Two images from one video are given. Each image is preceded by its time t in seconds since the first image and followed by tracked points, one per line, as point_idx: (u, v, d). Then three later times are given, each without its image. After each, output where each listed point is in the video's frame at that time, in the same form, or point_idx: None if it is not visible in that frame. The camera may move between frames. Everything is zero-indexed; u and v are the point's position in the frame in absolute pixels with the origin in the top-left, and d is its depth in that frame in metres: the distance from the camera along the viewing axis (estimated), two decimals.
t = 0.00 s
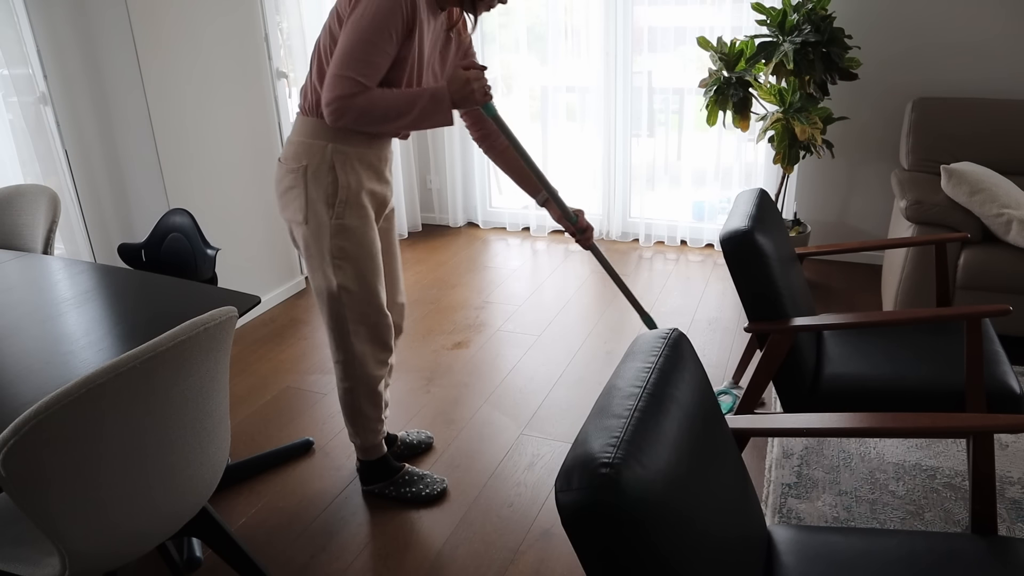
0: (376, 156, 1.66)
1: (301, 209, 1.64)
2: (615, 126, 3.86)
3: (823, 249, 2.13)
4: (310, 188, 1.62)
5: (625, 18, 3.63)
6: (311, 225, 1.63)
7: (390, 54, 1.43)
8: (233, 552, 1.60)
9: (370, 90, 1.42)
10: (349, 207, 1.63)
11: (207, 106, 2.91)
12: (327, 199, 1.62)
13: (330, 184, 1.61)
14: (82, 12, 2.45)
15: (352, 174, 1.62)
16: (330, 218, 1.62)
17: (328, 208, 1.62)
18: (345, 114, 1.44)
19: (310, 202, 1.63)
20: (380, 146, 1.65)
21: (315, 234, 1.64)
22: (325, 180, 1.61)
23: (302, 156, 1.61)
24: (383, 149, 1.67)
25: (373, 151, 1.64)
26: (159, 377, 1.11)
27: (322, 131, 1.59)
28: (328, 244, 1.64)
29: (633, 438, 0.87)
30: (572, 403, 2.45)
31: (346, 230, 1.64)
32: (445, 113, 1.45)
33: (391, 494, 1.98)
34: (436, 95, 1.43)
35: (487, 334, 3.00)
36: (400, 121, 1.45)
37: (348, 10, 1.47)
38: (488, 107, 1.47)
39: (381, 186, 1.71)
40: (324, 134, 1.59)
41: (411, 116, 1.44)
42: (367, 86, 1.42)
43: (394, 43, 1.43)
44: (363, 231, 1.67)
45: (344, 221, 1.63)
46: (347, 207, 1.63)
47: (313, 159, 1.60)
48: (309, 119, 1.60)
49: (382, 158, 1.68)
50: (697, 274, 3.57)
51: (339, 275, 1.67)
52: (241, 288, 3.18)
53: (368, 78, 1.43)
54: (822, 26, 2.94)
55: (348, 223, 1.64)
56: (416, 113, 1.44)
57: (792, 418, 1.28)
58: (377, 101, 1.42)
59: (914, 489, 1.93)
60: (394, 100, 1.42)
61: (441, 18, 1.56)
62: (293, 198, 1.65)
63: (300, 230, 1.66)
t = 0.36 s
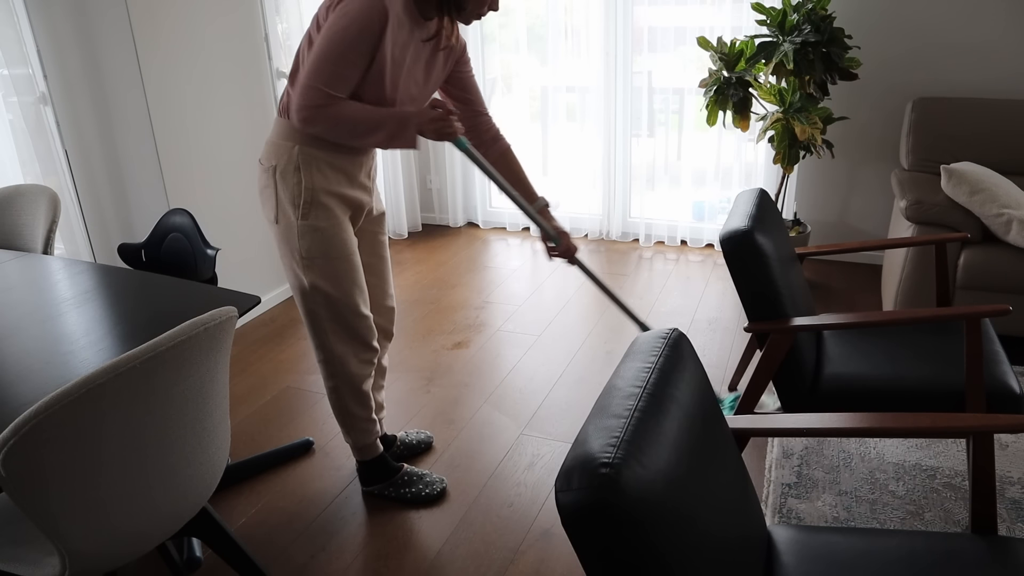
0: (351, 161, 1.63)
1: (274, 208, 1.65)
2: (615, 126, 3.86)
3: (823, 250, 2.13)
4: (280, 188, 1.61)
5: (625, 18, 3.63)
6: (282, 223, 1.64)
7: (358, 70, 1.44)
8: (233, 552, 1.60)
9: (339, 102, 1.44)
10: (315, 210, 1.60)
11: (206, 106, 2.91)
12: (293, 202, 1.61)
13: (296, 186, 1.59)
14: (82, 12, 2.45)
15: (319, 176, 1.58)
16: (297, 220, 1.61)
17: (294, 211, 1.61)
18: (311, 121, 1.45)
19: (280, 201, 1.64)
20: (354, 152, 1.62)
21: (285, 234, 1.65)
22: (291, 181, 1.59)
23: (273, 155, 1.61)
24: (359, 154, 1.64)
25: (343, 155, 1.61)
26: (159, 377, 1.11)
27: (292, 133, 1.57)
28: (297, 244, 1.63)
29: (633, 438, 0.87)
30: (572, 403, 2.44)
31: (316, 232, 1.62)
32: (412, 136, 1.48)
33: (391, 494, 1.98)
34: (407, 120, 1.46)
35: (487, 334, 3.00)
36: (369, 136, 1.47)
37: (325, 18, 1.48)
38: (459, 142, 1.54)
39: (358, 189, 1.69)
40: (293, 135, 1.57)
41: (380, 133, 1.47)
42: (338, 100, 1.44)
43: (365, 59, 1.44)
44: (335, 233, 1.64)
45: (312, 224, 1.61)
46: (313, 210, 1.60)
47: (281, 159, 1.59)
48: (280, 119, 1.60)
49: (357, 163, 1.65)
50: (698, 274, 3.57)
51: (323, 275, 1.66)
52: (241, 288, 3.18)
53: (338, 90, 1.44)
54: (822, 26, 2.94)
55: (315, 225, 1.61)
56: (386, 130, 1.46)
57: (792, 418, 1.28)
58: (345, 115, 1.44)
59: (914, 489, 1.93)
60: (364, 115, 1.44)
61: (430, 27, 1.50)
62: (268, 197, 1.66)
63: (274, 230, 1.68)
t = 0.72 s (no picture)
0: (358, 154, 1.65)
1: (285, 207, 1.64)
2: (615, 126, 3.86)
3: (823, 250, 2.13)
4: (291, 185, 1.62)
5: (625, 19, 3.63)
6: (293, 221, 1.64)
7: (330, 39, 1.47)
8: (233, 552, 1.60)
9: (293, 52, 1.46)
10: (330, 203, 1.62)
11: (206, 106, 2.91)
12: (305, 197, 1.61)
13: (308, 181, 1.60)
14: (82, 12, 2.45)
15: (331, 169, 1.60)
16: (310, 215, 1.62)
17: (307, 206, 1.62)
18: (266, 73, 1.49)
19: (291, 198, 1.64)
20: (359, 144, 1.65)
21: (299, 231, 1.64)
22: (304, 177, 1.60)
23: (281, 155, 1.61)
24: (365, 146, 1.66)
25: (352, 148, 1.63)
26: (159, 377, 1.10)
27: (301, 129, 1.58)
28: (313, 239, 1.64)
29: (633, 438, 0.87)
30: (572, 403, 2.44)
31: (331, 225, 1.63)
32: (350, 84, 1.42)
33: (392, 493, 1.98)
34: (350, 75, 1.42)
35: (487, 334, 3.00)
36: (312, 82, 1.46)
37: None
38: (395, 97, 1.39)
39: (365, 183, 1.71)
40: (302, 132, 1.58)
41: (319, 80, 1.45)
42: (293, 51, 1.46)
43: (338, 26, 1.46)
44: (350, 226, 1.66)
45: (326, 217, 1.62)
46: (327, 203, 1.62)
47: (291, 156, 1.60)
48: (287, 119, 1.61)
49: (363, 156, 1.66)
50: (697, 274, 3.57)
51: (322, 276, 1.66)
52: (241, 288, 3.18)
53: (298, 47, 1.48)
54: (822, 26, 2.94)
55: (331, 218, 1.63)
56: (324, 77, 1.44)
57: (792, 418, 1.28)
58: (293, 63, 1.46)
59: (914, 489, 1.93)
60: (306, 61, 1.45)
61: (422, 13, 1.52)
62: (277, 196, 1.65)
63: (286, 227, 1.66)
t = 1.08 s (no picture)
0: (365, 148, 1.64)
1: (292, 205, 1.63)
2: (615, 126, 3.86)
3: (823, 250, 2.13)
4: (299, 179, 1.61)
5: (625, 19, 3.63)
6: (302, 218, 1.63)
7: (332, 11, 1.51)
8: (233, 552, 1.60)
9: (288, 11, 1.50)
10: (337, 197, 1.61)
11: (206, 106, 2.91)
12: (314, 191, 1.61)
13: (317, 174, 1.60)
14: (83, 12, 2.45)
15: (338, 162, 1.60)
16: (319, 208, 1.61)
17: (316, 199, 1.61)
18: (261, 34, 1.52)
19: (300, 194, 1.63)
20: (366, 138, 1.64)
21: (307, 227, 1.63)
22: (311, 170, 1.60)
23: (290, 148, 1.61)
24: (372, 143, 1.65)
25: (361, 140, 1.63)
26: (158, 377, 1.10)
27: (309, 121, 1.59)
28: (320, 233, 1.63)
29: (633, 438, 0.87)
30: (572, 403, 2.44)
31: (338, 220, 1.62)
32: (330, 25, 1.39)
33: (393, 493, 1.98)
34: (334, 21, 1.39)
35: (487, 334, 3.00)
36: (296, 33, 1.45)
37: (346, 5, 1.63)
38: (374, 41, 1.35)
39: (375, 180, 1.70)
40: (310, 125, 1.59)
41: (302, 28, 1.44)
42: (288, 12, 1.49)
43: None
44: (357, 221, 1.65)
45: (334, 210, 1.62)
46: (334, 197, 1.61)
47: (299, 149, 1.60)
48: (297, 114, 1.62)
49: (372, 150, 1.65)
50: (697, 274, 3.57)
51: (325, 275, 1.66)
52: (242, 288, 3.18)
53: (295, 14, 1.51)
54: (822, 26, 2.94)
55: (338, 213, 1.62)
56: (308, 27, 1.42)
57: (792, 418, 1.28)
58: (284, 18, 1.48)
59: (914, 489, 1.93)
60: (296, 14, 1.46)
61: (425, 3, 1.55)
62: (284, 192, 1.64)
63: (292, 222, 1.66)
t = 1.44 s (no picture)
0: (364, 149, 1.63)
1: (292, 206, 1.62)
2: (615, 126, 3.86)
3: (823, 250, 2.13)
4: (297, 180, 1.61)
5: (625, 19, 3.64)
6: (301, 218, 1.63)
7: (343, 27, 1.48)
8: (233, 552, 1.60)
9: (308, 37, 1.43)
10: (336, 198, 1.60)
11: (206, 106, 2.91)
12: (312, 191, 1.60)
13: (315, 175, 1.59)
14: (82, 12, 2.45)
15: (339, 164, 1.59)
16: (317, 208, 1.60)
17: (314, 200, 1.60)
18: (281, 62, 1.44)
19: (299, 194, 1.63)
20: (366, 138, 1.63)
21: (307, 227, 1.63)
22: (310, 172, 1.59)
23: (289, 149, 1.60)
24: (372, 145, 1.65)
25: (360, 143, 1.62)
26: (158, 377, 1.10)
27: (307, 122, 1.58)
28: (320, 236, 1.62)
29: (633, 438, 0.87)
30: (572, 403, 2.44)
31: (339, 219, 1.61)
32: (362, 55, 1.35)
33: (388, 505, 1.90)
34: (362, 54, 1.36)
35: (487, 334, 3.00)
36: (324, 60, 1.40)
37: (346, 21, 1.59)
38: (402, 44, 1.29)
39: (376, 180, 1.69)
40: (309, 126, 1.58)
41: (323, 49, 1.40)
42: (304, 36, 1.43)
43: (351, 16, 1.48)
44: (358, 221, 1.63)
45: (333, 211, 1.60)
46: (333, 197, 1.60)
47: (297, 150, 1.59)
48: (296, 114, 1.60)
49: (371, 151, 1.65)
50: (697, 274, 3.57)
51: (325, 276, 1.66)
52: (241, 288, 3.18)
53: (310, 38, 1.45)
54: (822, 26, 2.94)
55: (338, 213, 1.61)
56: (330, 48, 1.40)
57: (792, 418, 1.28)
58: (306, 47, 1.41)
59: (915, 489, 1.93)
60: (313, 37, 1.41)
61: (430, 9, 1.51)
62: (284, 192, 1.65)
63: (293, 223, 1.66)
